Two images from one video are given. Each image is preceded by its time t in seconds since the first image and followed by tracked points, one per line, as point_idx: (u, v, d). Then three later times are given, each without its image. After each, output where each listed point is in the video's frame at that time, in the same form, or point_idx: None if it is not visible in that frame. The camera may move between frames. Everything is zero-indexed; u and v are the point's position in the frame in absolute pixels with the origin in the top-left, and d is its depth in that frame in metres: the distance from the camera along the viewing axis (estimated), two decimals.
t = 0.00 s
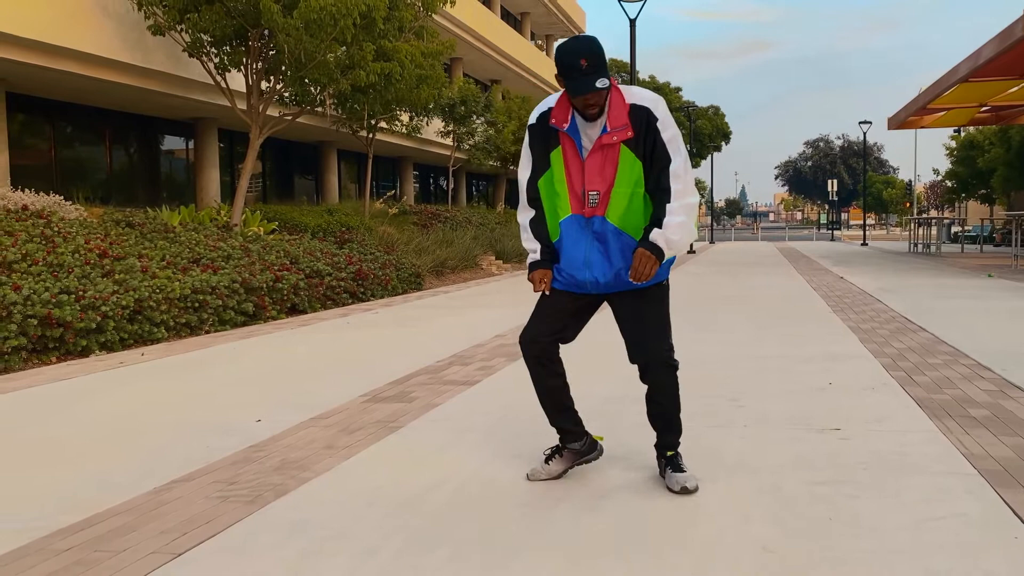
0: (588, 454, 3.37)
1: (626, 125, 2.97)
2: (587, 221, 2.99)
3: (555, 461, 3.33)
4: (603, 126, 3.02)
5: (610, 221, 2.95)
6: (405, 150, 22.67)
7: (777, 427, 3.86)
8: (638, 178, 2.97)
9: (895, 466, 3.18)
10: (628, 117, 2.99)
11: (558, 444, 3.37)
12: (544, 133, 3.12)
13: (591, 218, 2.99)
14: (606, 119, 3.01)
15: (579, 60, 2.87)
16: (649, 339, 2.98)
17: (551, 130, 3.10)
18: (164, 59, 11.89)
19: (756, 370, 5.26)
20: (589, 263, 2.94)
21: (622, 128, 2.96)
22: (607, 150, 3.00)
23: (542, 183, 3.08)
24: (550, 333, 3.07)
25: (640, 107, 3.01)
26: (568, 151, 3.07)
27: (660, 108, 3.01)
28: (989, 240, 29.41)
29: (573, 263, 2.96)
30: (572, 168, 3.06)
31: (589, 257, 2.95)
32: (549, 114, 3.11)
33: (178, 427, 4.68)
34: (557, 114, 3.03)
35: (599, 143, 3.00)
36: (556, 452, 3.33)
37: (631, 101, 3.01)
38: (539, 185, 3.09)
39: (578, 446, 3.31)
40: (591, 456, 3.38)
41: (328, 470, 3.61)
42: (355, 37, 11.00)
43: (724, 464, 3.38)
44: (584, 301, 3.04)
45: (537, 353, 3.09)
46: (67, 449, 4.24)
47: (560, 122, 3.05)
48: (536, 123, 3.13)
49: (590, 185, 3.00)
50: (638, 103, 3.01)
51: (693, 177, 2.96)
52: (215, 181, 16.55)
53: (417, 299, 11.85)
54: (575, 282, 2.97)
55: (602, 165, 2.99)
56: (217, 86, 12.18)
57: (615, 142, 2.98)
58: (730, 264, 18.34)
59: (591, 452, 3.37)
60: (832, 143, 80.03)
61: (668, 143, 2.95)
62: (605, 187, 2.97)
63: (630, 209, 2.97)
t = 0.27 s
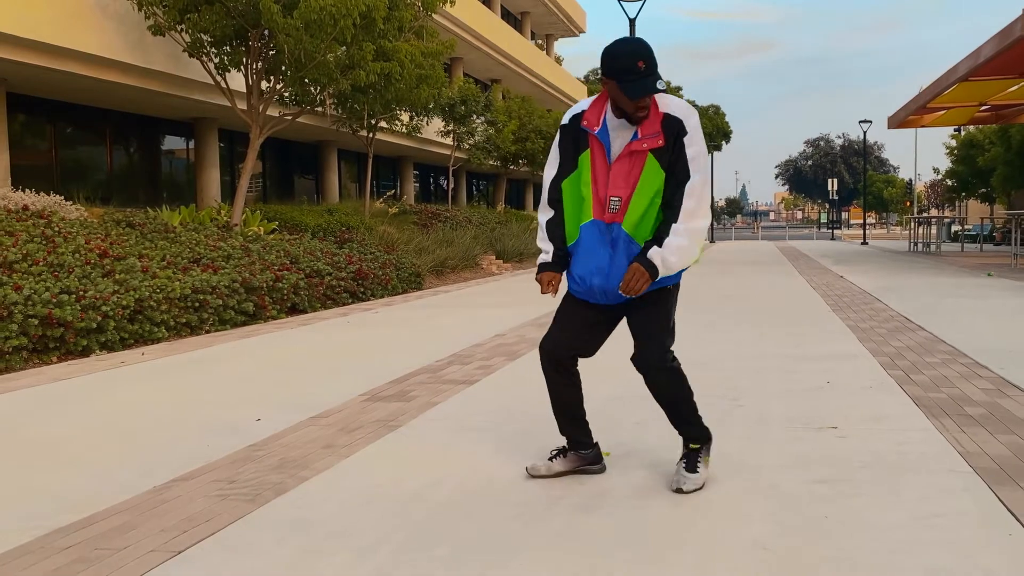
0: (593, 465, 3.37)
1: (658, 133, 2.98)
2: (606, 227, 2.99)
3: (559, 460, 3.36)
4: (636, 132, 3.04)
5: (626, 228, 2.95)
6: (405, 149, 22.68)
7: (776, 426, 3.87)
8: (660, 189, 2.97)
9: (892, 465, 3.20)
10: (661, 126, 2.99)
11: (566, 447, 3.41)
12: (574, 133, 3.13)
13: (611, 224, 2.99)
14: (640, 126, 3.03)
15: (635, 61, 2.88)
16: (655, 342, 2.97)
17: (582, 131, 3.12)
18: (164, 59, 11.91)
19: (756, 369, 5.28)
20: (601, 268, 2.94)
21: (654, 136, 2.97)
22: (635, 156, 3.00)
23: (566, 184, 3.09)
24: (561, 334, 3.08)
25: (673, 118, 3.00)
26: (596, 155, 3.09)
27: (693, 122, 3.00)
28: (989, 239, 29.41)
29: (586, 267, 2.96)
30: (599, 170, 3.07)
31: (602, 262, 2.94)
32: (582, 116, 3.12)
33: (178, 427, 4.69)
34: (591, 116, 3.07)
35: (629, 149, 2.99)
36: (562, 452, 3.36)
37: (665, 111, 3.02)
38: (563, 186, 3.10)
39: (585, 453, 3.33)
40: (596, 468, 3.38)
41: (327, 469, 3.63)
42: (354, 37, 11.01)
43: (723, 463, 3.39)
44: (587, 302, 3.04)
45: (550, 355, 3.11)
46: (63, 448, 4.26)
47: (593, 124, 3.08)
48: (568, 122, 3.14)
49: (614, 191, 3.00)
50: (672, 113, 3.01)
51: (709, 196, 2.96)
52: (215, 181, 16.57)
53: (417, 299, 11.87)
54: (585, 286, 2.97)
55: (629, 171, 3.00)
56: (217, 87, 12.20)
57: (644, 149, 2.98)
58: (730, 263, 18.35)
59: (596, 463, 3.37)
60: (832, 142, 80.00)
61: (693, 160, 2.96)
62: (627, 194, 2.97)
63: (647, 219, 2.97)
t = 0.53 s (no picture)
0: (584, 462, 3.40)
1: (666, 134, 3.01)
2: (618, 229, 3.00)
3: (553, 460, 3.36)
4: (643, 133, 3.06)
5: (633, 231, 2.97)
6: (403, 150, 22.68)
7: (769, 425, 3.90)
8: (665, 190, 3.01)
9: (883, 463, 3.23)
10: (668, 127, 3.03)
11: (558, 446, 3.42)
12: (580, 134, 3.14)
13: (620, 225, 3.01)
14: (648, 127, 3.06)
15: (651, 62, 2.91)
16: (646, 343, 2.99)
17: (589, 131, 3.12)
18: (161, 59, 11.91)
19: (750, 369, 5.30)
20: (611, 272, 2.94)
21: (662, 137, 3.00)
22: (643, 157, 3.02)
23: (572, 186, 3.10)
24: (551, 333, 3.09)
25: (680, 120, 3.04)
26: (603, 154, 3.07)
27: (698, 125, 3.05)
28: (987, 240, 29.48)
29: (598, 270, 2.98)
30: (605, 171, 3.06)
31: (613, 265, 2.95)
32: (588, 116, 3.13)
33: (175, 427, 4.71)
34: (599, 117, 3.07)
35: (637, 148, 3.01)
36: (555, 451, 3.37)
37: (673, 112, 3.05)
38: (569, 187, 3.10)
39: (577, 451, 3.36)
40: (587, 466, 3.41)
41: (322, 469, 3.65)
42: (352, 37, 11.02)
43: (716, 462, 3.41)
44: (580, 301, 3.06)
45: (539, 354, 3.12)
46: (61, 449, 4.27)
47: (601, 125, 3.08)
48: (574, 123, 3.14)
49: (622, 192, 3.02)
50: (679, 115, 3.05)
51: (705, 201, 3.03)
52: (213, 181, 16.57)
53: (414, 299, 11.89)
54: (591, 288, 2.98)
55: (638, 172, 3.01)
56: (214, 87, 12.20)
57: (651, 150, 3.01)
58: (728, 263, 18.36)
59: (587, 461, 3.40)
60: (830, 142, 80.05)
61: (692, 164, 3.01)
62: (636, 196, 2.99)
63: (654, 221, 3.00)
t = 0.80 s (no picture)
0: (570, 458, 3.42)
1: (624, 131, 3.02)
2: (587, 225, 3.03)
3: (538, 460, 3.38)
4: (601, 130, 3.07)
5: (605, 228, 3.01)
6: (400, 151, 22.70)
7: (757, 425, 3.92)
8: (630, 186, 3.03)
9: (869, 463, 3.26)
10: (626, 124, 3.04)
11: (541, 445, 3.43)
12: (538, 135, 3.15)
13: (589, 223, 3.04)
14: (605, 124, 3.07)
15: (575, 61, 2.92)
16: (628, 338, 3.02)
17: (547, 132, 3.13)
18: (157, 61, 11.92)
19: (741, 369, 5.33)
20: (587, 266, 2.96)
21: (620, 134, 3.01)
22: (604, 156, 3.04)
23: (534, 186, 3.12)
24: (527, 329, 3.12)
25: (638, 117, 3.07)
26: (563, 154, 3.08)
27: (656, 120, 3.07)
28: (982, 240, 29.58)
29: (570, 265, 2.97)
30: (566, 170, 3.07)
31: (587, 260, 2.96)
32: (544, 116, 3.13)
33: (167, 428, 4.72)
34: (555, 116, 3.07)
35: (597, 147, 3.02)
36: (539, 450, 3.39)
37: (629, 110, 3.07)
38: (531, 187, 3.12)
39: (561, 448, 3.37)
40: (573, 460, 3.44)
41: (313, 470, 3.67)
42: (347, 39, 11.04)
43: (703, 462, 3.43)
44: (563, 299, 3.09)
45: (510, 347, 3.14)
46: (54, 450, 4.28)
47: (558, 125, 3.08)
48: (532, 124, 3.14)
49: (586, 191, 3.04)
50: (636, 112, 3.07)
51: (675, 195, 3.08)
52: (209, 183, 16.58)
53: (410, 300, 11.91)
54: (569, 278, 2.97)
55: (599, 169, 3.03)
56: (209, 89, 12.21)
57: (612, 148, 3.02)
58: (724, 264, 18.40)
59: (573, 455, 3.42)
60: (827, 143, 80.18)
61: (656, 159, 3.04)
62: (601, 193, 3.02)
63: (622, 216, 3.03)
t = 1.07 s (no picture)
0: (558, 459, 3.46)
1: (600, 137, 3.06)
2: (560, 232, 3.03)
3: (527, 463, 3.41)
4: (575, 136, 3.09)
5: (582, 232, 3.02)
6: (395, 151, 22.70)
7: (746, 427, 3.95)
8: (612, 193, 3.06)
9: (856, 465, 3.29)
10: (601, 129, 3.08)
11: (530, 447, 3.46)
12: (513, 147, 3.19)
13: (563, 230, 3.03)
14: (578, 131, 3.09)
15: (514, 68, 2.93)
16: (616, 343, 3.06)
17: (520, 142, 3.17)
18: (151, 62, 11.91)
19: (732, 371, 5.36)
20: (565, 273, 3.00)
21: (597, 140, 3.06)
22: (579, 162, 3.07)
23: (509, 197, 3.14)
24: (513, 336, 3.14)
25: (613, 122, 3.10)
26: (537, 163, 3.11)
27: (632, 126, 3.11)
28: (975, 240, 29.70)
29: (548, 273, 3.02)
30: (541, 179, 3.10)
31: (565, 267, 3.00)
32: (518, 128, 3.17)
33: (161, 431, 4.73)
34: (527, 125, 3.11)
35: (574, 154, 3.06)
36: (529, 453, 3.42)
37: (602, 116, 3.10)
38: (506, 199, 3.15)
39: (549, 449, 3.41)
40: (562, 461, 3.47)
41: (305, 473, 3.69)
42: (341, 41, 11.06)
43: (692, 464, 3.46)
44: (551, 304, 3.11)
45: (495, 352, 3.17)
46: (48, 453, 4.29)
47: (531, 135, 3.12)
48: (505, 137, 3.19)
49: (562, 197, 3.05)
50: (611, 118, 3.10)
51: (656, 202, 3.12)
52: (203, 183, 16.57)
53: (404, 301, 11.93)
54: (549, 289, 3.02)
55: (576, 176, 3.06)
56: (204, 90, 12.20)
57: (589, 154, 3.06)
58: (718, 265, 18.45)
59: (561, 456, 3.46)
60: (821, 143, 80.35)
61: (637, 165, 3.08)
62: (577, 199, 3.03)
63: (599, 221, 3.04)
